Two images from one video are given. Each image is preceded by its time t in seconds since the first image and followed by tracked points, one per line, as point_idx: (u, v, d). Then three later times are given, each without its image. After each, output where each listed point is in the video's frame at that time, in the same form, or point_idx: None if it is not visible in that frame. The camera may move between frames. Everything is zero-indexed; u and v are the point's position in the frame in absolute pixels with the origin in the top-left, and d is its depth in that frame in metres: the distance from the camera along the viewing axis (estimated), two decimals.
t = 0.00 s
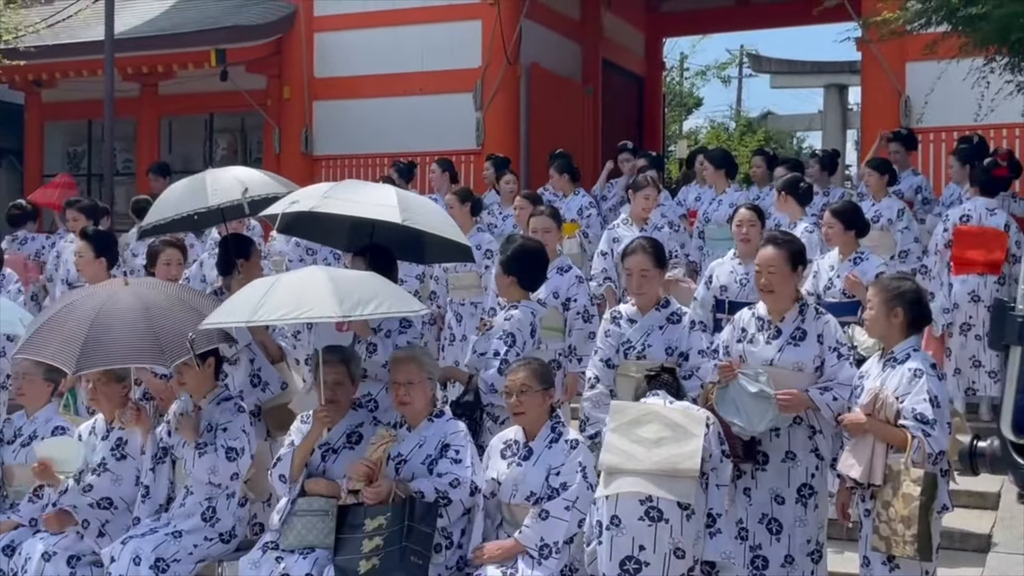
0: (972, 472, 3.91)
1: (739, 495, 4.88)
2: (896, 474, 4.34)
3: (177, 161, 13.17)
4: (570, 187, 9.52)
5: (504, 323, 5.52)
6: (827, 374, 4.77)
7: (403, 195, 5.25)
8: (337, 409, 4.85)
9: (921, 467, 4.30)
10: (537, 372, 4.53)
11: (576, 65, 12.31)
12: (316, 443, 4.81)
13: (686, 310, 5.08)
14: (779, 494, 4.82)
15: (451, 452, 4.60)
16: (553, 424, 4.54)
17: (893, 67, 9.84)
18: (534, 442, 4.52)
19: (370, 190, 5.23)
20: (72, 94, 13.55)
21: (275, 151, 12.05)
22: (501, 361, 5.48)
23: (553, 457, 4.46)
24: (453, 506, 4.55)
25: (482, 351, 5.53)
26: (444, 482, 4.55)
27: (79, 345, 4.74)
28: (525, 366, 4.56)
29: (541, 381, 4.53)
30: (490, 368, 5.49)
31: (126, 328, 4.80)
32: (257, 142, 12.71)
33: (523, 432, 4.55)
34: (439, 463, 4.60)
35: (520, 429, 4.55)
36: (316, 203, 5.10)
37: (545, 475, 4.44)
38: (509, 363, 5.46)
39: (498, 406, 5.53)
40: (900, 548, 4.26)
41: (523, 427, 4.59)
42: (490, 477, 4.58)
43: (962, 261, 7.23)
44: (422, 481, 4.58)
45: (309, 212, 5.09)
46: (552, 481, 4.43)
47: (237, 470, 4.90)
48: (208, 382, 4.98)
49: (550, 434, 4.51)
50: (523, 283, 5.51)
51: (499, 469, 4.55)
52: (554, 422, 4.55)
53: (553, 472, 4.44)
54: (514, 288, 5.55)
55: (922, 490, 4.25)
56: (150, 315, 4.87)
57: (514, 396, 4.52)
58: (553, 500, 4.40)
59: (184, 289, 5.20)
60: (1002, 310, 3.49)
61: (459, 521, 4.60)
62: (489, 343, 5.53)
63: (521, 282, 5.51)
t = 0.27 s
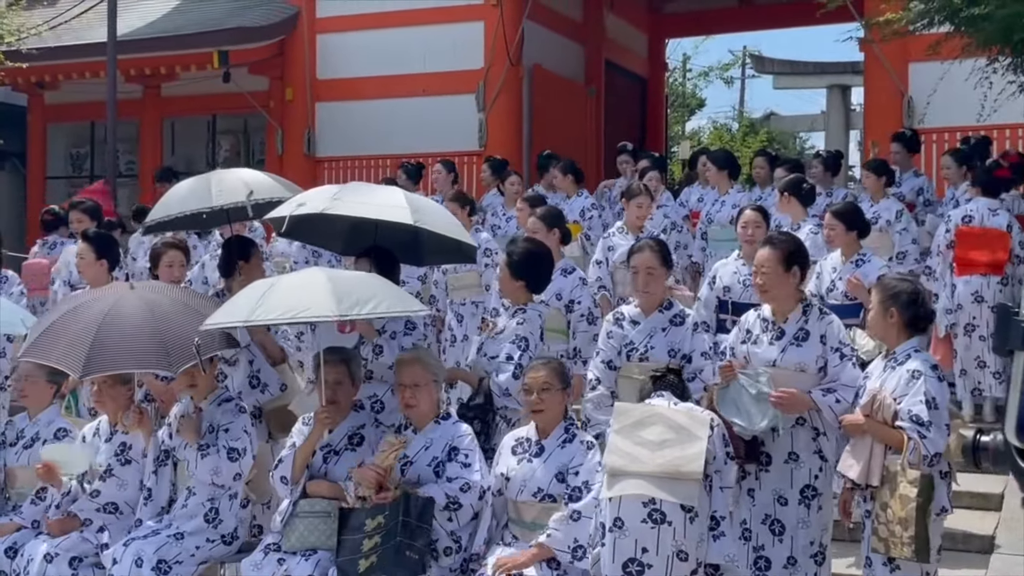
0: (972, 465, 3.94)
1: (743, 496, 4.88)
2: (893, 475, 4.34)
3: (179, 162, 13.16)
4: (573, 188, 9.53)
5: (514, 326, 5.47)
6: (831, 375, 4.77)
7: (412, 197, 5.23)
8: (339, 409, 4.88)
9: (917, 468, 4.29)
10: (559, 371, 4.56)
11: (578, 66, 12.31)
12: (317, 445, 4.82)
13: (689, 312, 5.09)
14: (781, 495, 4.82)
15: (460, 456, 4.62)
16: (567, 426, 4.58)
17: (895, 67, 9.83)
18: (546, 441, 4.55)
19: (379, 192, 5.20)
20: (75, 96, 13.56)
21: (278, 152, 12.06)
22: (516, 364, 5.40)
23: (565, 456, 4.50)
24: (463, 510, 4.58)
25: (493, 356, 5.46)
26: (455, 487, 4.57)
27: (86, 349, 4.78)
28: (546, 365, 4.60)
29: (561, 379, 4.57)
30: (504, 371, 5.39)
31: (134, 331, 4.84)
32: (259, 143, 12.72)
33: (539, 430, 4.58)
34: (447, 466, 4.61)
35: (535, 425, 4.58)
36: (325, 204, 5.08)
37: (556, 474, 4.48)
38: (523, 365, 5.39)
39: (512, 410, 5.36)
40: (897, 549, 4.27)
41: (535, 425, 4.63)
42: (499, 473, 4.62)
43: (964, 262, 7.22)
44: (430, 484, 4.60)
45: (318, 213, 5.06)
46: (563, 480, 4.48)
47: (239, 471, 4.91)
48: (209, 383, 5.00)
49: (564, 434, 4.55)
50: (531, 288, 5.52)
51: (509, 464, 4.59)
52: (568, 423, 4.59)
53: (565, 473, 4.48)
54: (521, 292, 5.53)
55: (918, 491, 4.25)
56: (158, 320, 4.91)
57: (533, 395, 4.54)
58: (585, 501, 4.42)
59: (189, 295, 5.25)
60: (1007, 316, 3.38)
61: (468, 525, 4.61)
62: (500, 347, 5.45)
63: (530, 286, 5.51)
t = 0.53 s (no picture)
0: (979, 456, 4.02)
1: (748, 498, 4.91)
2: (888, 477, 4.41)
3: (184, 164, 13.18)
4: (577, 190, 9.54)
5: (521, 336, 5.52)
6: (834, 376, 4.77)
7: (414, 198, 5.23)
8: (343, 411, 4.89)
9: (910, 470, 4.34)
10: (571, 371, 4.57)
11: (582, 68, 12.31)
12: (319, 446, 4.81)
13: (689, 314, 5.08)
14: (786, 495, 4.83)
15: (467, 459, 4.64)
16: (573, 427, 4.62)
17: (899, 68, 9.81)
18: (552, 440, 4.59)
19: (381, 194, 5.21)
20: (80, 98, 13.57)
21: (281, 154, 12.06)
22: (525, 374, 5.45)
23: (571, 455, 4.55)
24: (469, 514, 4.58)
25: (501, 366, 5.48)
26: (461, 491, 4.59)
27: (95, 350, 4.80)
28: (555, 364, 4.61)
29: (570, 378, 4.58)
30: (515, 382, 5.43)
31: (144, 331, 4.88)
32: (264, 145, 12.73)
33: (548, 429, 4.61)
34: (453, 469, 4.64)
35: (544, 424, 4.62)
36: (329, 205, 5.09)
37: (562, 473, 4.52)
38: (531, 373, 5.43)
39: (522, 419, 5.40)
40: (887, 548, 4.38)
41: (541, 426, 4.66)
42: (505, 473, 4.64)
43: (961, 265, 7.24)
44: (436, 487, 4.63)
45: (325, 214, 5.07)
46: (569, 479, 4.52)
47: (244, 472, 4.92)
48: (212, 384, 5.01)
49: (570, 435, 4.59)
50: (531, 294, 5.49)
51: (514, 464, 4.62)
52: (573, 424, 4.63)
53: (572, 471, 4.52)
54: (522, 299, 5.51)
55: (908, 493, 4.33)
56: (167, 322, 4.93)
57: (545, 394, 4.55)
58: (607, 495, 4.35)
59: (196, 297, 5.28)
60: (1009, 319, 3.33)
61: (473, 528, 4.61)
62: (508, 359, 5.49)
63: (529, 292, 5.49)
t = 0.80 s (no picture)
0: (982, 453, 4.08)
1: (756, 499, 4.97)
2: (890, 479, 4.39)
3: (188, 165, 13.17)
4: (580, 192, 9.55)
5: (512, 349, 5.44)
6: (838, 377, 4.78)
7: (416, 201, 5.22)
8: (347, 412, 4.90)
9: (911, 472, 4.35)
10: (572, 373, 4.56)
11: (586, 70, 12.30)
12: (323, 447, 4.83)
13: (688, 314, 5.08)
14: (792, 497, 4.86)
15: (471, 464, 4.68)
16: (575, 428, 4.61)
17: (904, 69, 9.79)
18: (555, 442, 4.59)
19: (383, 196, 5.20)
20: (84, 100, 13.57)
21: (285, 155, 12.07)
22: (521, 387, 5.39)
23: (574, 458, 4.54)
24: (472, 518, 4.61)
25: (496, 381, 5.42)
26: (465, 495, 4.62)
27: (108, 350, 4.85)
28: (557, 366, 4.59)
29: (572, 380, 4.57)
30: (512, 397, 5.36)
31: (152, 331, 4.91)
32: (268, 147, 12.75)
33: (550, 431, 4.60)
34: (457, 473, 4.68)
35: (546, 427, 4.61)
36: (330, 208, 5.08)
37: (565, 475, 4.52)
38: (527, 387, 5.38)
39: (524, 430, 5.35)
40: (890, 551, 4.35)
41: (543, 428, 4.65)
42: (506, 475, 4.66)
43: (966, 268, 7.23)
44: (441, 491, 4.66)
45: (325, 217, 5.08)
46: (571, 481, 4.51)
47: (247, 473, 4.90)
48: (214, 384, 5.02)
49: (572, 436, 4.59)
50: (515, 304, 5.48)
51: (516, 466, 4.63)
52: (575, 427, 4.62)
53: (574, 474, 4.51)
54: (507, 311, 5.49)
55: (910, 494, 4.30)
56: (178, 323, 4.98)
57: (546, 398, 4.53)
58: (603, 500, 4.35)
59: (203, 298, 5.30)
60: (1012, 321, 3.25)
61: (476, 533, 4.63)
62: (501, 374, 5.42)
63: (513, 303, 5.47)
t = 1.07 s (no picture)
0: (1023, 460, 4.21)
1: (760, 501, 5.06)
2: (895, 481, 4.45)
3: (194, 168, 13.13)
4: (584, 194, 9.56)
5: (495, 354, 5.25)
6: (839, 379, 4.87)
7: (417, 205, 5.22)
8: (350, 414, 4.91)
9: (916, 474, 4.35)
10: (555, 387, 4.55)
11: (590, 72, 12.30)
12: (326, 450, 4.83)
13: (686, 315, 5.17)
14: (797, 500, 4.94)
15: (474, 468, 4.67)
16: (580, 431, 4.62)
17: (908, 74, 9.78)
18: (559, 445, 4.59)
19: (384, 201, 5.20)
20: (88, 102, 13.54)
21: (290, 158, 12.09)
22: (514, 389, 5.26)
23: (578, 460, 4.55)
24: (475, 522, 4.62)
25: (485, 390, 5.24)
26: (468, 499, 4.62)
27: (113, 348, 4.86)
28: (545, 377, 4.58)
29: (560, 390, 4.56)
30: (508, 400, 5.23)
31: (160, 331, 4.92)
32: (272, 149, 12.74)
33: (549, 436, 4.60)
34: (460, 477, 4.68)
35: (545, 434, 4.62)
36: (330, 213, 5.10)
37: (568, 477, 4.54)
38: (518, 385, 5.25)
39: (524, 430, 5.24)
40: (896, 552, 4.43)
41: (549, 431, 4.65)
42: (511, 478, 4.67)
43: (980, 271, 7.19)
44: (444, 494, 4.67)
45: (323, 222, 5.10)
46: (575, 484, 4.53)
47: (250, 475, 4.91)
48: (216, 386, 5.02)
49: (577, 440, 4.59)
50: (484, 313, 5.29)
51: (521, 469, 4.65)
52: (581, 429, 4.63)
53: (579, 477, 4.53)
54: (473, 320, 5.29)
55: (917, 497, 4.39)
56: (184, 323, 4.99)
57: (537, 411, 4.57)
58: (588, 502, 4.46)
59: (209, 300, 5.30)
60: None
61: (480, 536, 4.65)
62: (490, 381, 5.24)
63: (481, 311, 5.29)
